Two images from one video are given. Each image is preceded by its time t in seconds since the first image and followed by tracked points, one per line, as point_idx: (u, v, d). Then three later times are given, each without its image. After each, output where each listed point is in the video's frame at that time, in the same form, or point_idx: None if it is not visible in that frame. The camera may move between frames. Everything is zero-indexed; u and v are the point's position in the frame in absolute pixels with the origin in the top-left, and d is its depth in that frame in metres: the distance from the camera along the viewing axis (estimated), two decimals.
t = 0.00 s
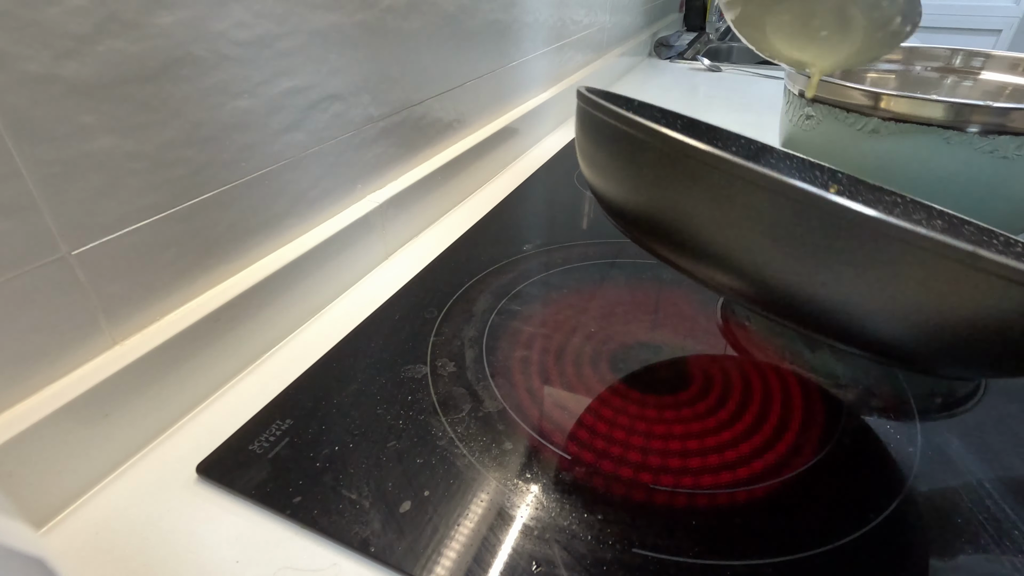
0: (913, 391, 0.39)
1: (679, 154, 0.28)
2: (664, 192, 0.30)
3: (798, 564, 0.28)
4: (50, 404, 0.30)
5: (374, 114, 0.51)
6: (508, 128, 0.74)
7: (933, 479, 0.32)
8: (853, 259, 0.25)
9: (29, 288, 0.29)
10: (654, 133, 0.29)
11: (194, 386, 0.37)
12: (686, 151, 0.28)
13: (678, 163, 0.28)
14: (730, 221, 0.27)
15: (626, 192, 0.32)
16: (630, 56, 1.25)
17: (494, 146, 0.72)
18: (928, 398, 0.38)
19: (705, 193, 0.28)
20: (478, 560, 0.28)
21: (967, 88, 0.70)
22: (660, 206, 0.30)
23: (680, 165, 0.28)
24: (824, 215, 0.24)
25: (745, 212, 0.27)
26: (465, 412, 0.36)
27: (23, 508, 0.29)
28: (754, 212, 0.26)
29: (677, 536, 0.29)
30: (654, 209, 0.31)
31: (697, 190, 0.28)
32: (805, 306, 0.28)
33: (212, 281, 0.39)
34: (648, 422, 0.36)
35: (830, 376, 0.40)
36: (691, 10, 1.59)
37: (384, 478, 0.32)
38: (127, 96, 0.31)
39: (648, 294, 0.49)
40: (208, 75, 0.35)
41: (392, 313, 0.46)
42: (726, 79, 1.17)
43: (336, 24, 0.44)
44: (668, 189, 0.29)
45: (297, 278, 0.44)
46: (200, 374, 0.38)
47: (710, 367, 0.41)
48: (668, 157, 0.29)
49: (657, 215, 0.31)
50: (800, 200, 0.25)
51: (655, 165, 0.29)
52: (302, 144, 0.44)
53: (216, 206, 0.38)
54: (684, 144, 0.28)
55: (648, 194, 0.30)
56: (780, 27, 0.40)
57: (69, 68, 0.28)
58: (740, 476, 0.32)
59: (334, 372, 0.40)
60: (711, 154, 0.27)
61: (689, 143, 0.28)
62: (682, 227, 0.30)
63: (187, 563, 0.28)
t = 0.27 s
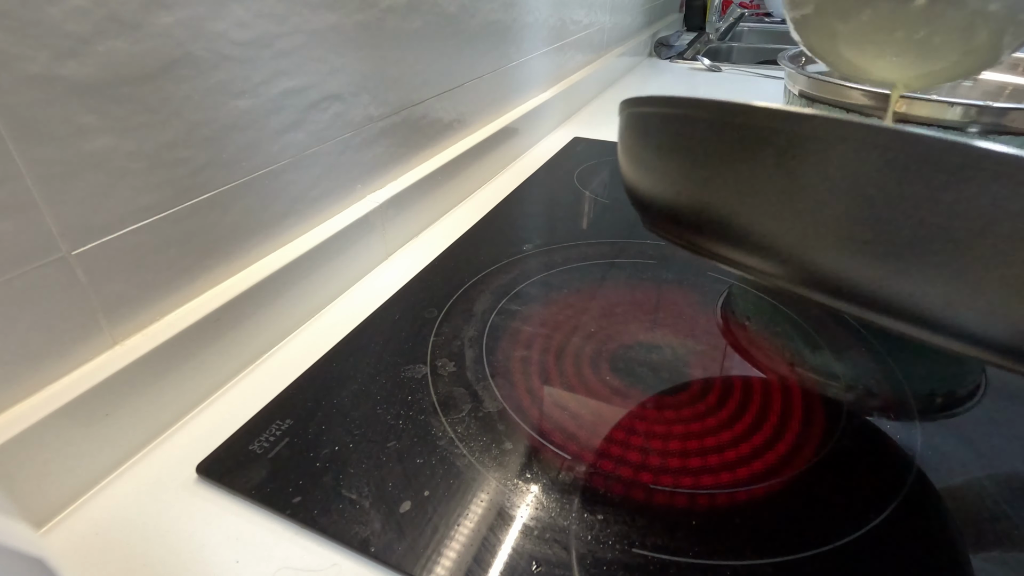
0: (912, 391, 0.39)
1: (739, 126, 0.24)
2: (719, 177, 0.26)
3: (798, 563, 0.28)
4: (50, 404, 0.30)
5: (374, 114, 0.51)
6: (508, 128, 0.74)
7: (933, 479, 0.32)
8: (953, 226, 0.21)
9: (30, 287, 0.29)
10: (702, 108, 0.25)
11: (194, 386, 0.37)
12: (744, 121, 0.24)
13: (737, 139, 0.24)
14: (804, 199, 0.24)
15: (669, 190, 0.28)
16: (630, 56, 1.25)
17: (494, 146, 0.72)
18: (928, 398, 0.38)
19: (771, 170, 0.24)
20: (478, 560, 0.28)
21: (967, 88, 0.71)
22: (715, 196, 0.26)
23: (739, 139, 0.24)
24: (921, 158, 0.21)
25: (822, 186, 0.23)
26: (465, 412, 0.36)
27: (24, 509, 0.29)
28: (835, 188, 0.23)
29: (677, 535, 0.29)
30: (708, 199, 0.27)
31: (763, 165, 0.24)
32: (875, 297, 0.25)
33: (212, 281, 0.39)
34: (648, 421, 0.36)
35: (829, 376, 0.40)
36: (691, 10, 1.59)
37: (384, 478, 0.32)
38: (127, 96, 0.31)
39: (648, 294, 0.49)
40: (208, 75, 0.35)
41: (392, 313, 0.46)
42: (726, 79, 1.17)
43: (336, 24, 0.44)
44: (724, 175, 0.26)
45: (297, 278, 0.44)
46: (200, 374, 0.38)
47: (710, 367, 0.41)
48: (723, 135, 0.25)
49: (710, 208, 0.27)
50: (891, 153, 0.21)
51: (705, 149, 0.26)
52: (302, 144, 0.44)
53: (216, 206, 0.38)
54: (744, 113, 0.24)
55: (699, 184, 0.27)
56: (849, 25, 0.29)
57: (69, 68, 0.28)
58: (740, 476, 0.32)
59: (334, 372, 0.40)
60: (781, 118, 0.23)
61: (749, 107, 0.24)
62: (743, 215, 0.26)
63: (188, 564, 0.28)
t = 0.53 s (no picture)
0: (912, 391, 0.39)
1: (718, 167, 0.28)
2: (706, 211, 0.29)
3: (798, 564, 0.28)
4: (50, 404, 0.30)
5: (374, 114, 0.51)
6: (508, 128, 0.74)
7: (933, 480, 0.32)
8: (916, 249, 0.25)
9: (29, 287, 0.29)
10: (683, 151, 0.29)
11: (194, 386, 0.37)
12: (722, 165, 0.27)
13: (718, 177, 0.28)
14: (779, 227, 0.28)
15: (668, 222, 0.32)
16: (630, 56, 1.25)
17: (495, 146, 0.72)
18: (928, 398, 0.38)
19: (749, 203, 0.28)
20: (478, 560, 0.28)
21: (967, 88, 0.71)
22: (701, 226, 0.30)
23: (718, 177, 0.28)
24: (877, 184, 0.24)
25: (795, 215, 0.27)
26: (465, 412, 0.37)
27: (24, 509, 0.29)
28: (814, 221, 0.26)
29: (677, 536, 0.29)
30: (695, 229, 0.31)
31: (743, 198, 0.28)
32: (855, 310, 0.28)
33: (212, 281, 0.39)
34: (648, 421, 0.36)
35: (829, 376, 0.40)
36: (690, 10, 1.59)
37: (384, 478, 0.32)
38: (127, 96, 0.31)
39: (648, 294, 0.49)
40: (208, 75, 0.35)
41: (392, 313, 0.46)
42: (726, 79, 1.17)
43: (336, 24, 0.44)
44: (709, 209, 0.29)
45: (297, 278, 0.44)
46: (200, 374, 0.38)
47: (710, 367, 0.41)
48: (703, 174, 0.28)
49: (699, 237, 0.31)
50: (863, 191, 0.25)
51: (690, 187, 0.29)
52: (302, 144, 0.44)
53: (216, 206, 0.38)
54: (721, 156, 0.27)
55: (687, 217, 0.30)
56: (923, 35, 0.31)
57: (68, 68, 0.28)
58: (739, 476, 0.32)
59: (334, 372, 0.40)
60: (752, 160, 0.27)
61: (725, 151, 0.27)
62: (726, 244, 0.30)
63: (188, 564, 0.28)
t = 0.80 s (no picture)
0: (912, 391, 0.39)
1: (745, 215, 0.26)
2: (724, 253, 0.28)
3: (798, 564, 0.28)
4: (50, 404, 0.30)
5: (374, 115, 0.51)
6: (508, 128, 0.74)
7: (933, 480, 0.32)
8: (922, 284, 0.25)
9: (29, 287, 0.29)
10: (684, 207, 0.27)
11: (195, 385, 0.37)
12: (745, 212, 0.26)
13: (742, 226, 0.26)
14: (799, 283, 0.27)
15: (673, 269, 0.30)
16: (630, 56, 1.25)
17: (495, 146, 0.72)
18: (928, 398, 0.38)
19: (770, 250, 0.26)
20: (478, 560, 0.28)
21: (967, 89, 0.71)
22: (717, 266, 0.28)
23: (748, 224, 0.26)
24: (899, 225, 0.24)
25: (822, 274, 0.26)
26: (465, 412, 0.36)
27: (24, 509, 0.29)
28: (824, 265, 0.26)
29: (677, 536, 0.29)
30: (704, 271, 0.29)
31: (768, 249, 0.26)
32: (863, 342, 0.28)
33: (212, 281, 0.39)
34: (648, 421, 0.36)
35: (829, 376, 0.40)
36: (690, 10, 1.59)
37: (384, 478, 0.32)
38: (127, 96, 0.31)
39: (648, 294, 0.49)
40: (208, 75, 0.35)
41: (392, 313, 0.46)
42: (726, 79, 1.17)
43: (336, 24, 0.44)
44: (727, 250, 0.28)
45: (297, 278, 0.44)
46: (200, 374, 0.38)
47: (710, 367, 0.41)
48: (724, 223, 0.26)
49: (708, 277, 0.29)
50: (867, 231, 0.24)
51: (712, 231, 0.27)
52: (302, 144, 0.44)
53: (216, 206, 0.38)
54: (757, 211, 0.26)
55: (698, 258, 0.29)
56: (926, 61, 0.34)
57: (68, 68, 0.28)
58: (740, 477, 0.32)
59: (334, 372, 0.40)
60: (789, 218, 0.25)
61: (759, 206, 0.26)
62: (742, 293, 0.29)
63: (187, 564, 0.28)
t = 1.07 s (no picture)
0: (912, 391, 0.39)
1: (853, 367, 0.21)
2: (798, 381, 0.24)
3: (797, 564, 0.28)
4: (50, 404, 0.30)
5: (374, 115, 0.51)
6: (508, 128, 0.74)
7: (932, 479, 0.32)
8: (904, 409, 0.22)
9: (29, 287, 0.29)
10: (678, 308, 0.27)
11: (195, 385, 0.37)
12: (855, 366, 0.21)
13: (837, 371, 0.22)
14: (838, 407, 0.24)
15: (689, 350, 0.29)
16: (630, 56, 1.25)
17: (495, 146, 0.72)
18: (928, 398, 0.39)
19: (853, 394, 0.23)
20: (478, 560, 0.28)
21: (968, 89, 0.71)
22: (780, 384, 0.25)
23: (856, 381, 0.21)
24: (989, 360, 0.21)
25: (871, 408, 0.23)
26: (465, 412, 0.37)
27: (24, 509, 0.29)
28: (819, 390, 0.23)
29: (677, 536, 0.29)
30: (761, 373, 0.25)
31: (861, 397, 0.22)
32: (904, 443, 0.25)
33: (212, 281, 0.39)
34: (648, 422, 0.36)
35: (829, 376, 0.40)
36: (690, 10, 1.59)
37: (384, 478, 0.32)
38: (127, 96, 0.31)
39: (648, 294, 0.49)
40: (208, 75, 0.35)
41: (392, 313, 0.46)
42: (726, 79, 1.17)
43: (336, 23, 0.44)
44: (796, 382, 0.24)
45: (296, 278, 0.44)
46: (200, 374, 0.38)
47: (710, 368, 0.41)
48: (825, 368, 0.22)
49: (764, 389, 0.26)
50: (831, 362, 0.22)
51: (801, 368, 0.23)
52: (302, 144, 0.44)
53: (216, 206, 0.38)
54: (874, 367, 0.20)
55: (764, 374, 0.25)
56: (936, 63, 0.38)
57: (68, 67, 0.28)
58: (740, 477, 0.32)
59: (334, 372, 0.40)
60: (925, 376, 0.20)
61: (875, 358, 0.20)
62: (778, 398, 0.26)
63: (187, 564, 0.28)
